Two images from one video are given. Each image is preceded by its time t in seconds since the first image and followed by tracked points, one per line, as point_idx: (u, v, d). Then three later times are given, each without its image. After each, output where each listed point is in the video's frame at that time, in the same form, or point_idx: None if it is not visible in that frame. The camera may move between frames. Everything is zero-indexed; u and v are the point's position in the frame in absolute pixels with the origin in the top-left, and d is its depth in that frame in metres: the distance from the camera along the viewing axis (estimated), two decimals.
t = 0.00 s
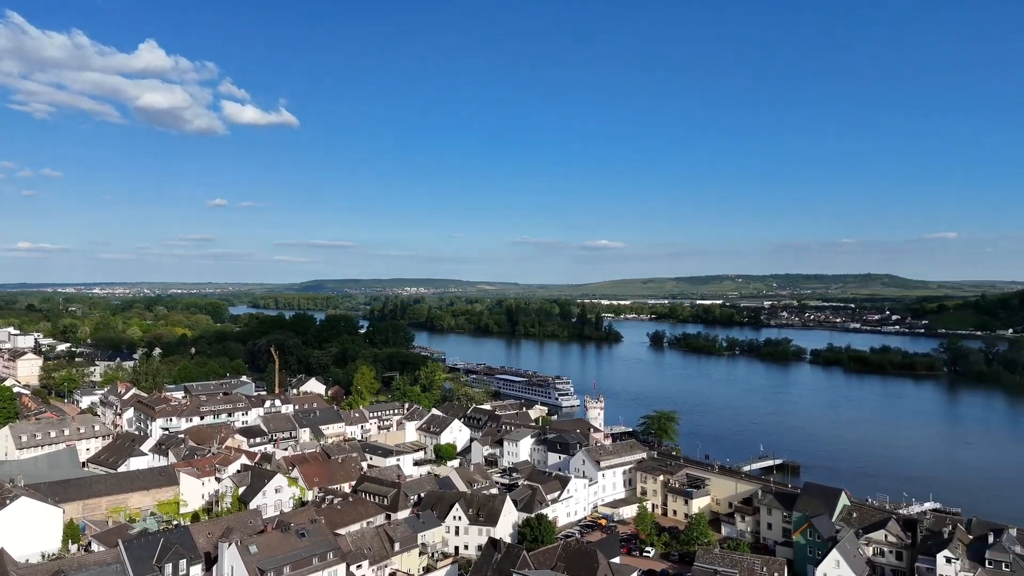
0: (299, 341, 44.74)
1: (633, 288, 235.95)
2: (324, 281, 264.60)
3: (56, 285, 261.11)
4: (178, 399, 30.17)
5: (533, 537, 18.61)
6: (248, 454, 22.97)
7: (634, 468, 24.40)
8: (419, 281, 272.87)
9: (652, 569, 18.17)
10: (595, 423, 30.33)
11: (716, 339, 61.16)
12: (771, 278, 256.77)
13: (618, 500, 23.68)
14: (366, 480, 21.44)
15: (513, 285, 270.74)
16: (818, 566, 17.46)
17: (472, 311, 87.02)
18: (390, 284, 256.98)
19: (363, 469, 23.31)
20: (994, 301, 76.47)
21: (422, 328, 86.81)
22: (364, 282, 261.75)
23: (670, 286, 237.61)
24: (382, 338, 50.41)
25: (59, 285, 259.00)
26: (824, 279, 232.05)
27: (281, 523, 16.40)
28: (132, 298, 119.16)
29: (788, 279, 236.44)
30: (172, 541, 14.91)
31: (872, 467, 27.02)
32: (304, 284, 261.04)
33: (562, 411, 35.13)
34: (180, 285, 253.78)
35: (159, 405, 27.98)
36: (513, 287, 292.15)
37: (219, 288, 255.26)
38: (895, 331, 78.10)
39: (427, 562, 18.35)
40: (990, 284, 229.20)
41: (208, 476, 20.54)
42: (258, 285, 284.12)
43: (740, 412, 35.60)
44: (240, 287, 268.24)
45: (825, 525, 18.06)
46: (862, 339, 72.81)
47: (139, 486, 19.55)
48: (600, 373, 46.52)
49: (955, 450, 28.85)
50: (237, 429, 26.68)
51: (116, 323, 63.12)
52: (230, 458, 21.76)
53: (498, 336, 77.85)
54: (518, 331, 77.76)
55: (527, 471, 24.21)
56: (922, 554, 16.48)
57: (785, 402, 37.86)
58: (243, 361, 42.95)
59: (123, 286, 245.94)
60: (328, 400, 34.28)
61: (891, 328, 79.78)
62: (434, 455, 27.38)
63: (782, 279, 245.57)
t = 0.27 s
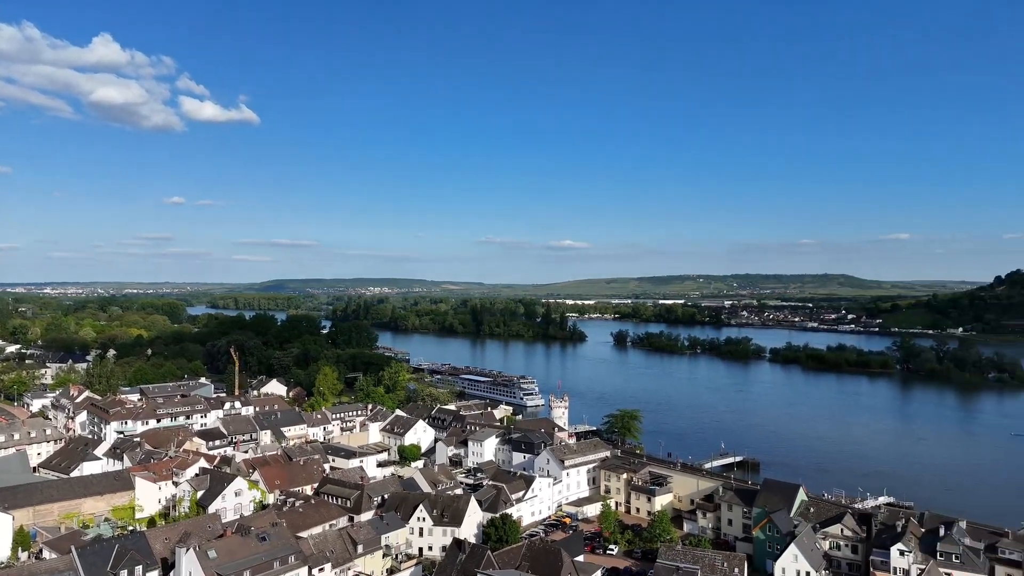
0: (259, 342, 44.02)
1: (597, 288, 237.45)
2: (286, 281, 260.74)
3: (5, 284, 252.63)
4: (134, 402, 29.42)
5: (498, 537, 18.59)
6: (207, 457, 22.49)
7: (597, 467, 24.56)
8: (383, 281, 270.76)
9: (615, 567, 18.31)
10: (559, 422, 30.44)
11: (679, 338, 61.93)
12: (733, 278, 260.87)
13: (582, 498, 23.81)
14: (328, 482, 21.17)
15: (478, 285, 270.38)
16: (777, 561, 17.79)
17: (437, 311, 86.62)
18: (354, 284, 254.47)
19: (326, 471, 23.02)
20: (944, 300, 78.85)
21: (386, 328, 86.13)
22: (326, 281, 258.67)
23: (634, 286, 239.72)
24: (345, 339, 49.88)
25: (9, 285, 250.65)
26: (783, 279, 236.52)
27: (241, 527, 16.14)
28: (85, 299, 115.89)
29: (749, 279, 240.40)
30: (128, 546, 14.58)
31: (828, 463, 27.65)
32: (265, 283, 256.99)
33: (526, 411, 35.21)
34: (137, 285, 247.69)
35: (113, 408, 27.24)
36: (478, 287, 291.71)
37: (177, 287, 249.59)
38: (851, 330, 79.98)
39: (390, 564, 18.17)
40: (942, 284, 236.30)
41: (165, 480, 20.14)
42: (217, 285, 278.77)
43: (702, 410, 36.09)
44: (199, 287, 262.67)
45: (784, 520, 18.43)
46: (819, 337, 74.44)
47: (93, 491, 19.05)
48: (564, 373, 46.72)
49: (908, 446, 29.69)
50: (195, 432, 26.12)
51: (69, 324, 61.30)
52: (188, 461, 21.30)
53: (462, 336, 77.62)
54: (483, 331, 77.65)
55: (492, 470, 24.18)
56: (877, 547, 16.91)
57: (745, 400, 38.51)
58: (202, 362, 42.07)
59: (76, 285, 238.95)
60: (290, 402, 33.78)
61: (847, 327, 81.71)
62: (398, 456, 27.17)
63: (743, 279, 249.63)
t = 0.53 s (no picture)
0: (222, 343, 43.28)
1: (565, 288, 238.39)
2: (250, 281, 256.77)
3: None
4: (91, 405, 28.69)
5: (466, 537, 18.55)
6: (167, 461, 22.04)
7: (565, 466, 24.67)
8: (350, 281, 268.29)
9: (583, 565, 18.40)
10: (527, 422, 30.50)
11: (645, 338, 62.51)
12: (698, 278, 264.11)
13: (549, 497, 23.88)
14: (293, 485, 20.90)
15: (446, 285, 269.44)
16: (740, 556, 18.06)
17: (404, 311, 86.09)
18: (320, 284, 251.72)
19: (290, 473, 22.73)
20: (901, 300, 80.87)
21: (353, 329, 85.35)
22: (292, 281, 255.42)
23: (601, 286, 241.22)
24: (310, 339, 49.32)
25: None
26: (747, 279, 240.26)
27: (203, 531, 15.84)
28: (40, 299, 112.69)
29: (713, 278, 243.51)
30: (86, 553, 14.22)
31: (791, 460, 28.14)
32: (229, 283, 252.84)
33: (494, 411, 35.21)
34: (94, 285, 241.62)
35: (70, 411, 26.53)
36: (446, 287, 290.74)
37: (137, 287, 244.21)
38: (812, 329, 81.58)
39: (357, 566, 18.00)
40: (899, 284, 242.25)
41: (123, 485, 19.77)
42: (179, 285, 273.36)
43: (668, 409, 36.46)
44: (160, 286, 257.27)
45: (748, 516, 18.72)
46: (781, 336, 75.80)
47: (50, 496, 18.52)
48: (532, 372, 46.82)
49: (867, 443, 30.37)
50: (155, 435, 25.59)
51: (22, 325, 59.50)
52: (148, 465, 20.83)
53: (430, 336, 77.29)
54: (450, 331, 77.41)
55: (459, 471, 24.12)
56: (837, 542, 17.27)
57: (710, 399, 39.01)
58: (162, 364, 41.19)
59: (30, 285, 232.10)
60: (254, 404, 33.29)
61: (809, 327, 83.33)
62: (365, 457, 26.95)
63: (708, 279, 252.83)
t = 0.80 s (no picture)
0: (186, 344, 42.52)
1: (535, 288, 238.84)
2: (216, 281, 252.77)
3: None
4: (49, 408, 27.97)
5: (435, 538, 18.49)
6: (129, 464, 21.58)
7: (534, 465, 24.72)
8: (318, 281, 265.63)
9: (552, 564, 18.46)
10: (496, 422, 30.50)
11: (614, 337, 62.96)
12: (667, 278, 266.67)
13: (519, 497, 23.91)
14: (259, 487, 20.62)
15: (415, 284, 267.82)
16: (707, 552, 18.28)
17: (373, 311, 85.47)
18: (287, 284, 248.82)
19: (256, 476, 22.42)
20: (863, 299, 82.64)
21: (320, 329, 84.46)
22: (259, 281, 252.01)
23: (571, 285, 242.18)
24: (277, 340, 48.70)
25: None
26: (713, 279, 243.54)
27: (166, 536, 15.53)
28: None
29: (681, 278, 245.98)
30: (43, 560, 13.83)
31: (757, 457, 28.54)
32: (194, 282, 248.57)
33: (464, 411, 35.15)
34: (53, 284, 235.68)
35: (26, 414, 25.82)
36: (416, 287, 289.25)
37: (98, 287, 238.83)
38: (777, 328, 82.94)
39: (324, 569, 17.84)
40: (862, 284, 247.40)
41: (83, 490, 19.44)
42: (142, 284, 267.98)
43: (636, 408, 36.75)
44: (122, 286, 251.67)
45: (715, 513, 18.96)
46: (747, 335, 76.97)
47: (7, 501, 17.86)
48: (501, 372, 46.83)
49: (830, 439, 30.96)
50: (116, 438, 25.03)
51: None
52: (108, 469, 20.37)
53: (399, 336, 76.85)
54: (420, 331, 77.08)
55: (429, 471, 24.02)
56: (801, 537, 17.56)
57: (678, 397, 39.41)
58: (124, 365, 40.32)
59: None
60: (219, 406, 32.77)
61: (774, 326, 84.72)
62: (332, 459, 26.70)
63: (676, 279, 255.45)
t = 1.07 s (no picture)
0: (149, 345, 41.70)
1: (506, 287, 239.03)
2: (181, 280, 248.22)
3: None
4: (6, 411, 27.20)
5: (405, 539, 18.40)
6: (90, 468, 21.10)
7: (505, 465, 24.72)
8: (286, 281, 262.55)
9: (522, 564, 18.48)
10: (467, 422, 30.45)
11: (584, 337, 63.29)
12: (637, 278, 268.82)
13: (490, 497, 23.88)
14: (225, 490, 20.30)
15: (385, 284, 266.28)
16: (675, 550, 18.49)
17: (342, 312, 84.75)
18: (255, 284, 245.31)
19: (223, 478, 22.08)
20: (827, 299, 84.25)
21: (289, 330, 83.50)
22: (226, 281, 248.24)
23: (542, 286, 242.85)
24: (244, 341, 48.02)
25: None
26: (682, 279, 246.20)
27: (128, 541, 15.23)
28: None
29: (651, 279, 248.07)
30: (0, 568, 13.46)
31: (725, 455, 28.92)
32: (158, 282, 243.92)
33: (434, 412, 35.04)
34: (11, 283, 229.45)
35: None
36: (387, 287, 287.47)
37: (58, 286, 233.00)
38: (744, 328, 84.15)
39: (292, 572, 17.66)
40: (827, 284, 252.04)
41: (42, 494, 18.82)
42: (105, 284, 262.23)
43: (606, 407, 36.98)
44: (83, 286, 246.01)
45: (683, 511, 19.19)
46: (715, 335, 77.94)
47: None
48: (472, 372, 46.79)
49: (796, 437, 31.49)
50: (77, 441, 24.44)
51: None
52: (69, 473, 19.86)
53: (368, 336, 76.35)
54: (390, 331, 76.67)
55: (399, 472, 23.89)
56: (767, 534, 17.85)
57: (647, 396, 39.75)
58: (84, 367, 39.39)
59: None
60: (183, 408, 32.20)
61: (741, 325, 85.93)
62: (301, 461, 26.41)
63: (646, 279, 257.70)
